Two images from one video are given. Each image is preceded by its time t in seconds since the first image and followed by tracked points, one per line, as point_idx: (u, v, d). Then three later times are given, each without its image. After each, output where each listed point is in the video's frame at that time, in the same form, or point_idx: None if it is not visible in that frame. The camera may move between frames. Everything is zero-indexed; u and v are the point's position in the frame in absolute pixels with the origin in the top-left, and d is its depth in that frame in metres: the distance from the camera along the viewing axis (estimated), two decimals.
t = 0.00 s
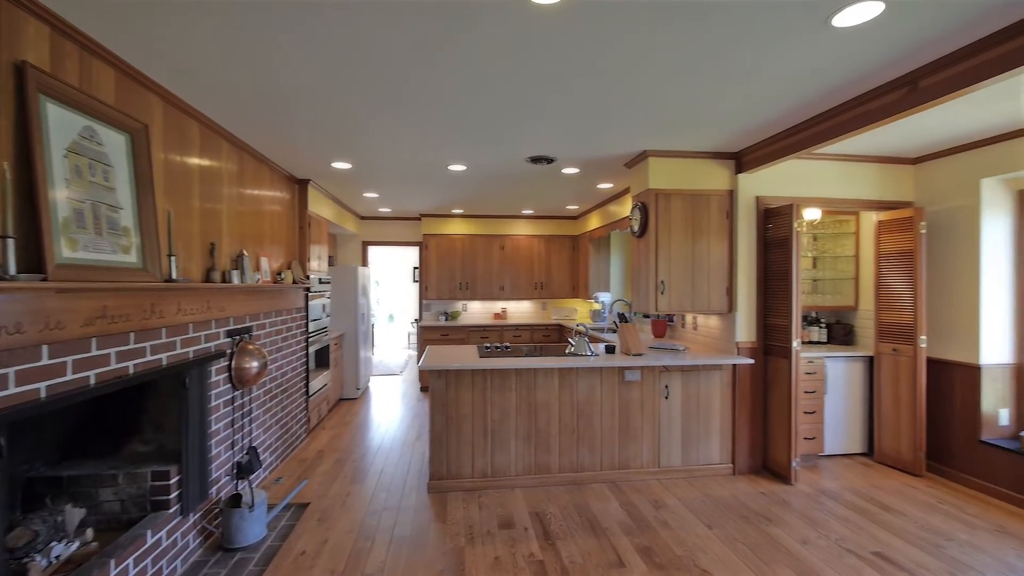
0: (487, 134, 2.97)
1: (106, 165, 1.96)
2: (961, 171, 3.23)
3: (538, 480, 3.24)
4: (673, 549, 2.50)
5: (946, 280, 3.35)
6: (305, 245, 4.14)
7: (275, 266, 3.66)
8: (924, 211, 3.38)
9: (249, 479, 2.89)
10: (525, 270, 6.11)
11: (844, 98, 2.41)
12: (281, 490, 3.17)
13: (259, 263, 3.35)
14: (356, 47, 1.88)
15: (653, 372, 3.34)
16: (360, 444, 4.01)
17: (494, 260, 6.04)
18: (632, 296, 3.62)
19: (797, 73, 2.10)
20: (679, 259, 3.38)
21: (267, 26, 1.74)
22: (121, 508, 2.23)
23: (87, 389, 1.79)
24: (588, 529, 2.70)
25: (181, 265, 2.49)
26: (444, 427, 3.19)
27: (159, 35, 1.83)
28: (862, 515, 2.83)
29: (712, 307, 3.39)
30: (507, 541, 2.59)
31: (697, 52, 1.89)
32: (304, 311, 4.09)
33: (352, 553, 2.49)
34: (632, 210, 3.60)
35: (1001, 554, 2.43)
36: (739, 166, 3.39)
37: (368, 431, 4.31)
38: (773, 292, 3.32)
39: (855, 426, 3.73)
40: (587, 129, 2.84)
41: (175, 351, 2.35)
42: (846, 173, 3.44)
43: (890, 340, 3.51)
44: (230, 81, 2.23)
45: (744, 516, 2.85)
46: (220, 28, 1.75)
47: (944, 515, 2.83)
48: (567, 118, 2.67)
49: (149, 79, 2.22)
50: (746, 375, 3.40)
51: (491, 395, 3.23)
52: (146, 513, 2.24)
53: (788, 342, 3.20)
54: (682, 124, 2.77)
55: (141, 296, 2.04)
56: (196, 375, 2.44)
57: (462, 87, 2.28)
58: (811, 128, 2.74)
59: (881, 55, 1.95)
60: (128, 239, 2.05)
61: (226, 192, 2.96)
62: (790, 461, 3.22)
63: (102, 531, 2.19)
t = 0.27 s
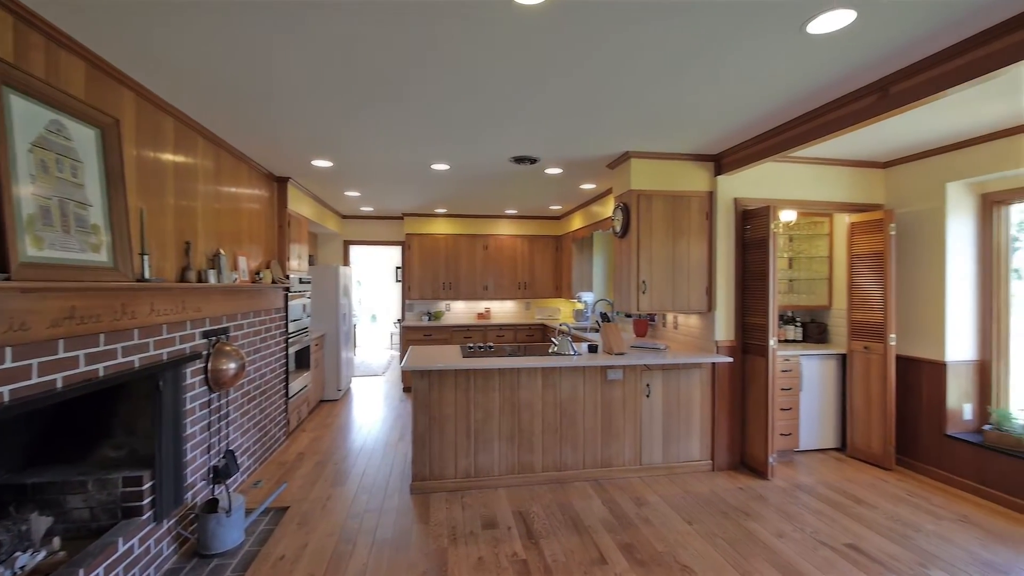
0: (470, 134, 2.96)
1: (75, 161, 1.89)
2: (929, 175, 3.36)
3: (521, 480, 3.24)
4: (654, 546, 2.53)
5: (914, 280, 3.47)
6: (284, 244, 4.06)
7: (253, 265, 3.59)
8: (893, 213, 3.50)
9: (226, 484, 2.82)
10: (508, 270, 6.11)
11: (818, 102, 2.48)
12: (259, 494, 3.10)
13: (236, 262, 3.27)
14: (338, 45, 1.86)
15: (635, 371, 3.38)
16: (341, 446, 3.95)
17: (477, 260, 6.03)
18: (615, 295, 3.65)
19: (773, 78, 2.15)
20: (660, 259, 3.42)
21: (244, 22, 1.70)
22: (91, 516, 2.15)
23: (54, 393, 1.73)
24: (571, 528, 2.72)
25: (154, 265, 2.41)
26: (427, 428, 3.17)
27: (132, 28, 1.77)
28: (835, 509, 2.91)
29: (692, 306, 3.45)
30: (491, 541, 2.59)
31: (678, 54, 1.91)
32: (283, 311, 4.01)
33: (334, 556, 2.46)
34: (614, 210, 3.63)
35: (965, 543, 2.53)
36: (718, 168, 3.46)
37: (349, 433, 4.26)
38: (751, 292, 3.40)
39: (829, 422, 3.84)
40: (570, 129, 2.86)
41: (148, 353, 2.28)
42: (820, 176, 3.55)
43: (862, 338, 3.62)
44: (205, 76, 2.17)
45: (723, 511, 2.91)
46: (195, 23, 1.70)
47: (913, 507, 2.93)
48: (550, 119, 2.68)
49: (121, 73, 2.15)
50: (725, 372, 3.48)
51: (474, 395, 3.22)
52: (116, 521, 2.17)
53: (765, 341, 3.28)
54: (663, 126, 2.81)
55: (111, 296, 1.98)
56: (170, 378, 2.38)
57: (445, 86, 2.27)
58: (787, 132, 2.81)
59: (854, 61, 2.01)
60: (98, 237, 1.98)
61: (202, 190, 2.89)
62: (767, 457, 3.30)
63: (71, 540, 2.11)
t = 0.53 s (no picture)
0: (452, 133, 2.95)
1: (40, 155, 1.81)
2: (897, 179, 3.48)
3: (504, 480, 3.25)
4: (635, 543, 2.56)
5: (883, 280, 3.60)
6: (262, 243, 3.98)
7: (230, 264, 3.50)
8: (864, 215, 3.62)
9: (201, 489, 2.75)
10: (491, 270, 6.10)
11: (793, 107, 2.55)
12: (236, 499, 3.03)
13: (212, 261, 3.19)
14: (320, 42, 1.83)
15: (617, 370, 3.42)
16: (321, 448, 3.89)
17: (460, 260, 6.01)
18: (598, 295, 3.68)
19: (751, 81, 2.21)
20: (641, 260, 3.46)
21: (222, 15, 1.66)
22: (57, 525, 2.08)
23: (18, 397, 1.66)
24: (553, 527, 2.73)
25: (125, 264, 2.34)
26: (409, 429, 3.14)
27: (102, 18, 1.72)
28: (809, 502, 3.00)
29: (673, 305, 3.50)
30: (473, 542, 2.58)
31: (659, 56, 1.95)
32: (262, 312, 3.93)
33: (314, 561, 2.42)
34: (597, 211, 3.67)
35: (930, 533, 2.63)
36: (697, 170, 3.52)
37: (330, 435, 4.19)
38: (730, 292, 3.47)
39: (803, 418, 3.95)
40: (553, 129, 2.87)
41: (119, 355, 2.20)
42: (795, 178, 3.65)
43: (834, 337, 3.73)
44: (180, 69, 2.11)
45: (702, 507, 2.96)
46: (170, 13, 1.66)
47: (882, 499, 3.03)
48: (533, 119, 2.69)
49: (92, 65, 2.08)
50: (705, 370, 3.54)
51: (456, 395, 3.21)
52: (84, 529, 2.09)
53: (742, 340, 3.35)
54: (644, 127, 2.85)
55: (79, 296, 1.91)
56: (143, 380, 2.31)
57: (428, 85, 2.26)
58: (764, 135, 2.88)
59: (827, 67, 2.08)
60: (64, 235, 1.91)
61: (176, 187, 2.81)
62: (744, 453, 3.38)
63: (36, 550, 2.04)
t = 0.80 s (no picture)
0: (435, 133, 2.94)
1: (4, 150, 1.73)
2: (869, 182, 3.60)
3: (488, 480, 3.25)
4: (617, 540, 2.58)
5: (855, 281, 3.71)
6: (240, 243, 3.90)
7: (206, 264, 3.41)
8: (837, 218, 3.73)
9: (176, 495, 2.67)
10: (474, 270, 6.08)
11: (770, 111, 2.61)
12: (212, 505, 2.96)
13: (187, 261, 3.11)
14: (299, 39, 1.81)
15: (599, 370, 3.45)
16: (301, 451, 3.82)
17: (443, 260, 5.98)
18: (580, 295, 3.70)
19: (730, 86, 2.26)
20: (623, 260, 3.50)
21: (197, 10, 1.62)
22: (22, 534, 2.01)
23: None
24: (536, 526, 2.74)
25: (95, 263, 2.26)
26: (392, 431, 3.11)
27: (71, 12, 1.66)
28: (785, 497, 3.08)
29: (654, 305, 3.54)
30: (456, 543, 2.57)
31: (639, 58, 1.98)
32: (240, 312, 3.85)
33: (293, 565, 2.38)
34: (580, 211, 3.69)
35: (900, 525, 2.73)
36: (678, 172, 3.58)
37: (310, 438, 4.13)
38: (710, 292, 3.53)
39: (780, 415, 4.04)
40: (536, 129, 2.89)
41: (89, 358, 2.13)
42: (771, 181, 3.74)
43: (809, 336, 3.83)
44: (153, 64, 2.06)
45: (682, 503, 3.01)
46: (143, 6, 1.61)
47: (854, 493, 3.13)
48: (516, 119, 2.70)
49: (59, 59, 2.01)
50: (685, 369, 3.60)
51: (439, 396, 3.19)
52: (51, 538, 2.01)
53: (721, 340, 3.42)
54: (626, 129, 2.88)
55: (46, 296, 1.83)
56: (115, 383, 2.24)
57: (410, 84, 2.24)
58: (742, 138, 2.94)
59: (801, 73, 2.14)
60: (29, 233, 1.83)
61: (150, 185, 2.73)
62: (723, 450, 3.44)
63: None
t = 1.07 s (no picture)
0: (415, 132, 2.92)
1: None
2: (839, 186, 3.72)
3: (470, 481, 3.24)
4: (598, 538, 2.61)
5: (826, 281, 3.83)
6: (215, 241, 3.79)
7: (178, 263, 3.31)
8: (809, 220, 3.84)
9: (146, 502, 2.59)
10: (456, 270, 6.05)
11: (745, 115, 2.68)
12: (185, 511, 2.88)
13: (158, 260, 3.01)
14: (276, 35, 1.77)
15: (581, 369, 3.47)
16: (279, 455, 3.74)
17: (424, 260, 5.93)
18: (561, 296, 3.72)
19: (707, 89, 2.30)
20: (604, 260, 3.53)
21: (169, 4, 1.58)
22: None
23: None
24: (518, 526, 2.74)
25: (59, 262, 2.16)
26: (372, 433, 3.08)
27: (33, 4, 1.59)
28: (760, 492, 3.16)
29: (634, 305, 3.59)
30: (438, 544, 2.55)
31: (619, 59, 2.00)
32: (214, 313, 3.75)
33: (270, 570, 2.33)
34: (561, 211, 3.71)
35: (868, 517, 2.83)
36: (657, 174, 3.63)
37: (288, 441, 4.05)
38: (688, 292, 3.60)
39: (755, 412, 4.14)
40: (518, 129, 2.89)
41: (53, 361, 2.04)
42: (747, 184, 3.83)
43: (783, 335, 3.94)
44: (122, 59, 1.99)
45: (661, 500, 3.05)
46: None
47: (825, 487, 3.22)
48: (497, 118, 2.70)
49: (20, 50, 1.92)
50: (664, 368, 3.66)
51: (421, 397, 3.17)
52: (12, 550, 1.93)
53: (699, 339, 3.48)
54: (606, 130, 2.91)
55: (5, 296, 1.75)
56: (81, 387, 2.15)
57: (391, 82, 2.22)
58: (719, 141, 3.00)
59: (775, 78, 2.20)
60: None
61: (119, 181, 2.64)
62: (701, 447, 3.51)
63: None
